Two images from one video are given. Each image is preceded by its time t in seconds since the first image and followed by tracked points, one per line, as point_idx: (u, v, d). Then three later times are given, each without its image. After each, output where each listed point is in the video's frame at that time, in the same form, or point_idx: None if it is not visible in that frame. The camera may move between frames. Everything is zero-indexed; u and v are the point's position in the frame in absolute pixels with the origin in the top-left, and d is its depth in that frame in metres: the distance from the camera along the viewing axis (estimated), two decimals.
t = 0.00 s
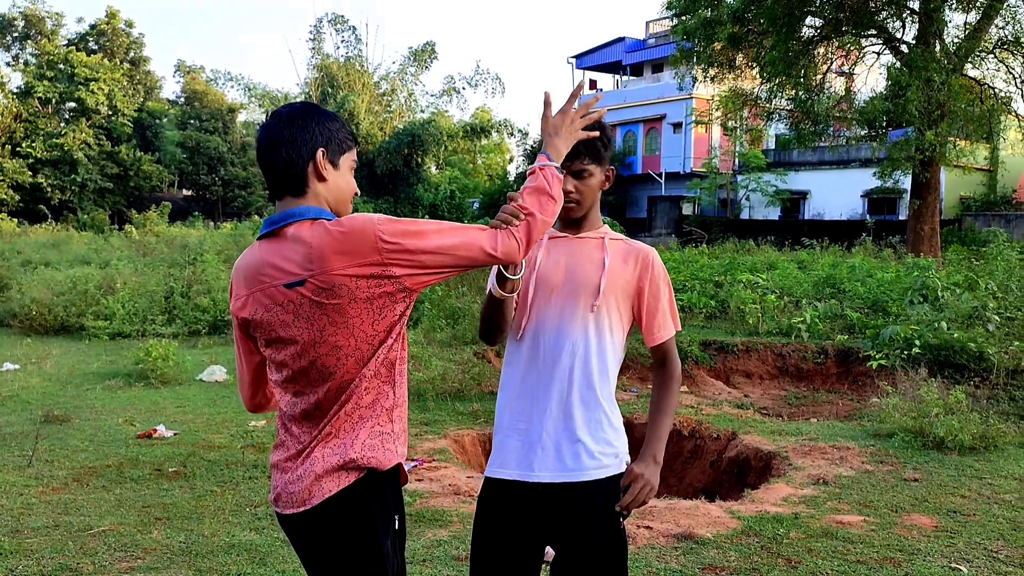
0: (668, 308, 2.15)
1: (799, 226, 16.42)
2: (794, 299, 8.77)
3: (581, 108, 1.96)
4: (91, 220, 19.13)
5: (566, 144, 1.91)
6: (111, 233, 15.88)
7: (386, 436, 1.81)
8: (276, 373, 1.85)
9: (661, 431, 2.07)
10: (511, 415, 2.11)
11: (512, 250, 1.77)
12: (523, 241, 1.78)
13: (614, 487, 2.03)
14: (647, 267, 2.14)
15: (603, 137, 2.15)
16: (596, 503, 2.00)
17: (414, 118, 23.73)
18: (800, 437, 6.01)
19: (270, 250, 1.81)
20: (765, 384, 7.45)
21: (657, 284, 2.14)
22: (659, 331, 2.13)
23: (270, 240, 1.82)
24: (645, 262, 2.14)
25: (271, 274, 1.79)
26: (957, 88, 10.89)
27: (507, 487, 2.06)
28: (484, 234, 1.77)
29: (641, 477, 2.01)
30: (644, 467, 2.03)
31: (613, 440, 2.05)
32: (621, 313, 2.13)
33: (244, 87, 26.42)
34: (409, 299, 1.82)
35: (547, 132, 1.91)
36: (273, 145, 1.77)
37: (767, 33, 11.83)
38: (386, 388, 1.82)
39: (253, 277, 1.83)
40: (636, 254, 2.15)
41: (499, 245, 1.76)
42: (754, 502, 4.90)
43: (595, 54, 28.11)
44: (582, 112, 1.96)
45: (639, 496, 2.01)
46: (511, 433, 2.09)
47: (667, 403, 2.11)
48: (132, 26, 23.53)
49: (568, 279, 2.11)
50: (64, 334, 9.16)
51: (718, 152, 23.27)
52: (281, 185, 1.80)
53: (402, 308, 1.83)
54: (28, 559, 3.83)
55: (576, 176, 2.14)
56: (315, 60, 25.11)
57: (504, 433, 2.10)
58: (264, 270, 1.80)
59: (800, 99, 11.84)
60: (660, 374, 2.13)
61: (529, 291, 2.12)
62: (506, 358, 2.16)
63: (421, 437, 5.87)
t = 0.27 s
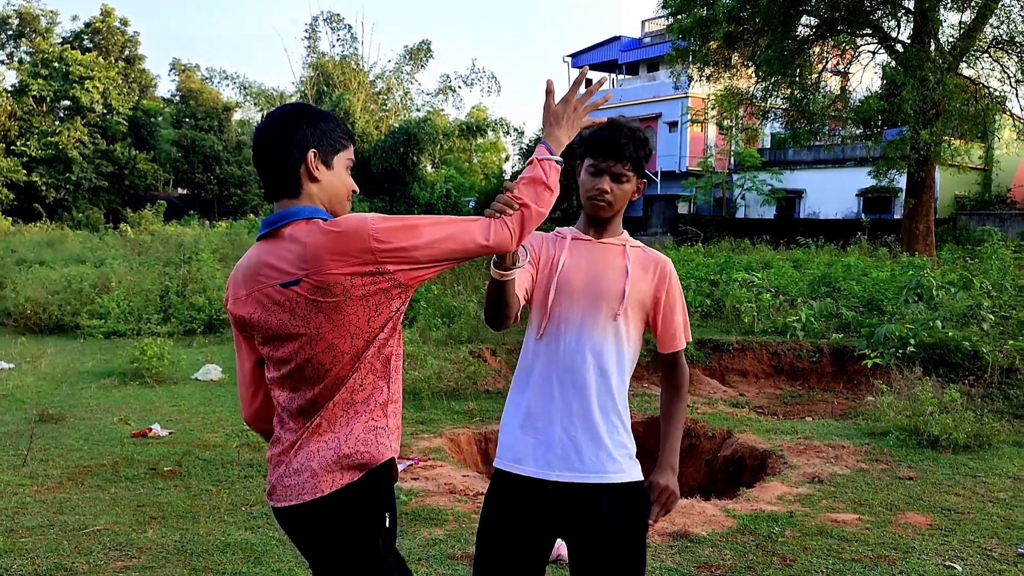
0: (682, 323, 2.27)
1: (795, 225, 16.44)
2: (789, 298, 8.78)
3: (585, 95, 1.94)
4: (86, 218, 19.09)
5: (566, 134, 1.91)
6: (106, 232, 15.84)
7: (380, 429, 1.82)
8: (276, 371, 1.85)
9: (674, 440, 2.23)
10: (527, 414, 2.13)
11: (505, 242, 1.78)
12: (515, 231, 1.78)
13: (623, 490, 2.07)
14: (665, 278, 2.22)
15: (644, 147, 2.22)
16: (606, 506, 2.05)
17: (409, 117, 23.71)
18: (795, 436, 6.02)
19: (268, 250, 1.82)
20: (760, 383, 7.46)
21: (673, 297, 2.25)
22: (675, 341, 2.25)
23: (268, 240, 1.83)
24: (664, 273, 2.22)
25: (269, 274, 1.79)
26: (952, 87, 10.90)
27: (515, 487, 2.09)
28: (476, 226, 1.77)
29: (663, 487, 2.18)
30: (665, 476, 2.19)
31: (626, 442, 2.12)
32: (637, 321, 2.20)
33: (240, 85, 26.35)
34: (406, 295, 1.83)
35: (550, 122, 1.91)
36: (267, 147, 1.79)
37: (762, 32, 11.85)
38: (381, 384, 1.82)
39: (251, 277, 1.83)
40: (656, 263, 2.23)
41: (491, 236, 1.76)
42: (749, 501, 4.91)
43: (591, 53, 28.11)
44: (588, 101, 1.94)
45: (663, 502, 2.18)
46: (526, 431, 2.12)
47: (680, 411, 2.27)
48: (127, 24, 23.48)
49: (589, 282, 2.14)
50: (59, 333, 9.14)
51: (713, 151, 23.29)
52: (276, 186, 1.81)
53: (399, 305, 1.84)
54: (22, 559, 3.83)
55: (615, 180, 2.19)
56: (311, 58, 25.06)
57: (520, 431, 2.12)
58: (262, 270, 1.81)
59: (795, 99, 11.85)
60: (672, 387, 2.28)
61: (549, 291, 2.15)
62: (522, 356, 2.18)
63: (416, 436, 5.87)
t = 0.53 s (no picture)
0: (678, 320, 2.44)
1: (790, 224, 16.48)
2: (785, 296, 8.80)
3: (573, 96, 1.93)
4: (80, 216, 19.05)
5: (557, 135, 1.91)
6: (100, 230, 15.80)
7: (376, 428, 1.81)
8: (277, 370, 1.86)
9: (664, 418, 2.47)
10: (540, 399, 2.17)
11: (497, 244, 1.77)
12: (507, 232, 1.78)
13: (620, 479, 2.12)
14: (672, 279, 2.34)
15: (664, 146, 2.26)
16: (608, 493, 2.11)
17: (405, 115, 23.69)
18: (790, 434, 6.04)
19: (268, 256, 1.82)
20: (756, 381, 7.48)
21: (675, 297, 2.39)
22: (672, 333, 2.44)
23: (268, 246, 1.83)
24: (670, 275, 2.33)
25: (269, 279, 1.80)
26: (947, 86, 10.91)
27: (521, 475, 2.13)
28: (469, 229, 1.76)
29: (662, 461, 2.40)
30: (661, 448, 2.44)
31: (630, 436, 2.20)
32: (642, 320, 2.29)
33: (235, 83, 26.30)
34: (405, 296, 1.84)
35: (538, 121, 1.91)
36: (266, 155, 1.80)
37: (758, 31, 11.87)
38: (378, 383, 1.83)
39: (252, 281, 1.83)
40: (662, 265, 2.33)
41: (483, 238, 1.76)
42: (744, 499, 4.91)
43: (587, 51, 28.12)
44: (577, 100, 1.92)
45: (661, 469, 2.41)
46: (538, 418, 2.16)
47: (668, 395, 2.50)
48: (122, 21, 23.42)
49: (604, 277, 2.21)
50: (53, 331, 9.12)
51: (709, 149, 23.30)
52: (274, 192, 1.82)
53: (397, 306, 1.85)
54: (16, 558, 3.82)
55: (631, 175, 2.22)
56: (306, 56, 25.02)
57: (531, 423, 2.16)
58: (263, 275, 1.81)
59: (791, 97, 11.87)
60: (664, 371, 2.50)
61: (565, 284, 2.20)
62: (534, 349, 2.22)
63: (412, 435, 5.87)
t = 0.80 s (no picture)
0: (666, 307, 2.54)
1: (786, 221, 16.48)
2: (781, 293, 8.81)
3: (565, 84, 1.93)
4: (76, 214, 19.00)
5: (547, 120, 1.91)
6: (96, 228, 15.79)
7: (370, 415, 1.81)
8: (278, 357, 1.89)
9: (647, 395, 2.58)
10: (544, 383, 2.25)
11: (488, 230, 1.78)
12: (498, 218, 1.78)
13: (619, 459, 2.22)
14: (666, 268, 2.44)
15: (655, 137, 2.29)
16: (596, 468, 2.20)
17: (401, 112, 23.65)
18: (786, 431, 6.04)
19: (268, 247, 1.86)
20: (752, 378, 7.49)
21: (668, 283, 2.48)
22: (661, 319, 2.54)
23: (269, 238, 1.87)
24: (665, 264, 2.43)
25: (268, 270, 1.83)
26: (943, 83, 10.92)
27: (521, 455, 2.22)
28: (460, 215, 1.77)
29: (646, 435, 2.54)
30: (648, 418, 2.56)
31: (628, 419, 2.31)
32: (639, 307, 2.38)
33: (230, 81, 26.24)
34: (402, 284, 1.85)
35: (527, 108, 1.91)
36: (271, 148, 1.84)
37: (754, 28, 11.88)
38: (373, 371, 1.83)
39: (253, 273, 1.87)
40: (660, 254, 2.42)
41: (474, 225, 1.76)
42: (740, 496, 4.92)
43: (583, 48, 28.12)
44: (567, 87, 1.93)
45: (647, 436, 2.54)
46: (542, 400, 2.24)
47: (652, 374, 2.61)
48: (117, 19, 23.36)
49: (610, 268, 2.29)
50: (49, 329, 9.10)
51: (705, 147, 23.31)
52: (277, 186, 1.85)
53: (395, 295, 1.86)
54: (11, 556, 3.81)
55: (623, 171, 2.29)
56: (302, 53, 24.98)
57: (536, 407, 2.23)
58: (264, 266, 1.84)
59: (788, 94, 11.87)
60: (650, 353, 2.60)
61: (571, 273, 2.27)
62: (539, 333, 2.29)
63: (409, 432, 5.87)
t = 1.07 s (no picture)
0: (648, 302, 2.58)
1: (783, 219, 16.49)
2: (778, 290, 8.82)
3: (557, 73, 1.94)
4: (72, 212, 18.98)
5: (542, 112, 1.92)
6: (92, 226, 15.78)
7: (349, 404, 1.84)
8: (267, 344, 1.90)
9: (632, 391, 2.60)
10: (542, 378, 2.25)
11: (483, 226, 1.80)
12: (494, 214, 1.80)
13: (606, 452, 2.24)
14: (649, 263, 2.48)
15: (641, 134, 2.32)
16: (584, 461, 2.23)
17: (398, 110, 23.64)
18: (782, 428, 6.06)
19: (267, 234, 1.86)
20: (749, 375, 7.51)
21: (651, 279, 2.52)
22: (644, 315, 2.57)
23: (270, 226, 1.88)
24: (648, 259, 2.47)
25: (265, 255, 1.84)
26: (939, 81, 10.94)
27: (510, 441, 2.24)
28: (458, 210, 1.79)
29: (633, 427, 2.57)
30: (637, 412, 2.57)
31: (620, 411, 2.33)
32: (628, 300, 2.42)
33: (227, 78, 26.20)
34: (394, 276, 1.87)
35: (523, 100, 1.91)
36: (284, 141, 1.85)
37: (750, 26, 11.90)
38: (360, 360, 1.86)
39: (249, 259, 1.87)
40: (645, 250, 2.46)
41: (471, 220, 1.78)
42: (736, 493, 4.94)
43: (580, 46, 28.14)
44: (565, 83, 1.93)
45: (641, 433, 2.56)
46: (542, 394, 2.24)
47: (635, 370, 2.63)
48: (114, 16, 23.32)
49: (603, 261, 2.31)
50: (45, 328, 9.10)
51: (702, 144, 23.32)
52: (288, 177, 1.86)
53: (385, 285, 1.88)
54: (8, 554, 3.82)
55: (613, 168, 2.31)
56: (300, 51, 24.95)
57: (535, 401, 2.23)
58: (261, 252, 1.85)
59: (784, 92, 11.89)
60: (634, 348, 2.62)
61: (566, 268, 2.28)
62: (536, 327, 2.28)
63: (405, 430, 5.88)
